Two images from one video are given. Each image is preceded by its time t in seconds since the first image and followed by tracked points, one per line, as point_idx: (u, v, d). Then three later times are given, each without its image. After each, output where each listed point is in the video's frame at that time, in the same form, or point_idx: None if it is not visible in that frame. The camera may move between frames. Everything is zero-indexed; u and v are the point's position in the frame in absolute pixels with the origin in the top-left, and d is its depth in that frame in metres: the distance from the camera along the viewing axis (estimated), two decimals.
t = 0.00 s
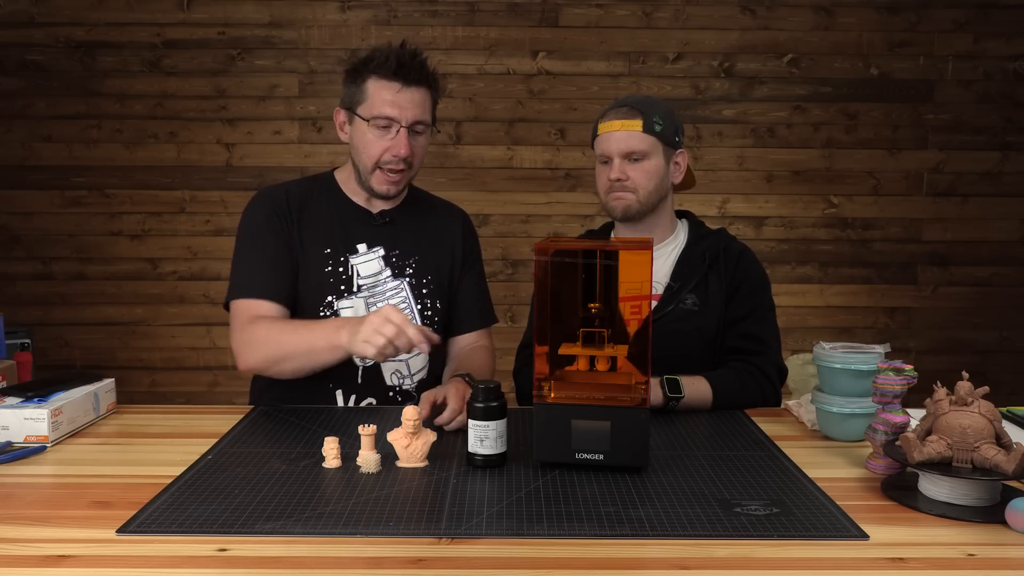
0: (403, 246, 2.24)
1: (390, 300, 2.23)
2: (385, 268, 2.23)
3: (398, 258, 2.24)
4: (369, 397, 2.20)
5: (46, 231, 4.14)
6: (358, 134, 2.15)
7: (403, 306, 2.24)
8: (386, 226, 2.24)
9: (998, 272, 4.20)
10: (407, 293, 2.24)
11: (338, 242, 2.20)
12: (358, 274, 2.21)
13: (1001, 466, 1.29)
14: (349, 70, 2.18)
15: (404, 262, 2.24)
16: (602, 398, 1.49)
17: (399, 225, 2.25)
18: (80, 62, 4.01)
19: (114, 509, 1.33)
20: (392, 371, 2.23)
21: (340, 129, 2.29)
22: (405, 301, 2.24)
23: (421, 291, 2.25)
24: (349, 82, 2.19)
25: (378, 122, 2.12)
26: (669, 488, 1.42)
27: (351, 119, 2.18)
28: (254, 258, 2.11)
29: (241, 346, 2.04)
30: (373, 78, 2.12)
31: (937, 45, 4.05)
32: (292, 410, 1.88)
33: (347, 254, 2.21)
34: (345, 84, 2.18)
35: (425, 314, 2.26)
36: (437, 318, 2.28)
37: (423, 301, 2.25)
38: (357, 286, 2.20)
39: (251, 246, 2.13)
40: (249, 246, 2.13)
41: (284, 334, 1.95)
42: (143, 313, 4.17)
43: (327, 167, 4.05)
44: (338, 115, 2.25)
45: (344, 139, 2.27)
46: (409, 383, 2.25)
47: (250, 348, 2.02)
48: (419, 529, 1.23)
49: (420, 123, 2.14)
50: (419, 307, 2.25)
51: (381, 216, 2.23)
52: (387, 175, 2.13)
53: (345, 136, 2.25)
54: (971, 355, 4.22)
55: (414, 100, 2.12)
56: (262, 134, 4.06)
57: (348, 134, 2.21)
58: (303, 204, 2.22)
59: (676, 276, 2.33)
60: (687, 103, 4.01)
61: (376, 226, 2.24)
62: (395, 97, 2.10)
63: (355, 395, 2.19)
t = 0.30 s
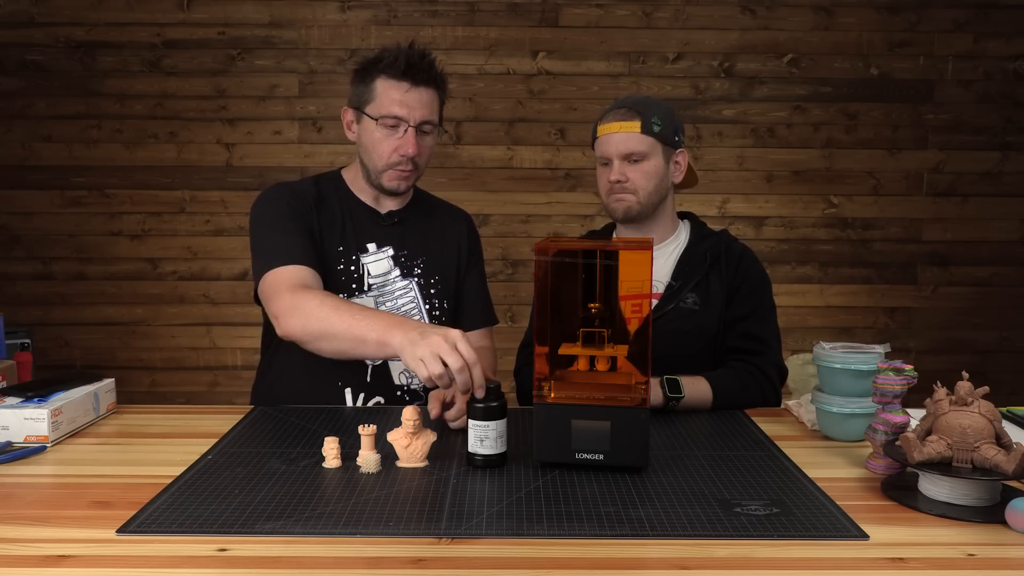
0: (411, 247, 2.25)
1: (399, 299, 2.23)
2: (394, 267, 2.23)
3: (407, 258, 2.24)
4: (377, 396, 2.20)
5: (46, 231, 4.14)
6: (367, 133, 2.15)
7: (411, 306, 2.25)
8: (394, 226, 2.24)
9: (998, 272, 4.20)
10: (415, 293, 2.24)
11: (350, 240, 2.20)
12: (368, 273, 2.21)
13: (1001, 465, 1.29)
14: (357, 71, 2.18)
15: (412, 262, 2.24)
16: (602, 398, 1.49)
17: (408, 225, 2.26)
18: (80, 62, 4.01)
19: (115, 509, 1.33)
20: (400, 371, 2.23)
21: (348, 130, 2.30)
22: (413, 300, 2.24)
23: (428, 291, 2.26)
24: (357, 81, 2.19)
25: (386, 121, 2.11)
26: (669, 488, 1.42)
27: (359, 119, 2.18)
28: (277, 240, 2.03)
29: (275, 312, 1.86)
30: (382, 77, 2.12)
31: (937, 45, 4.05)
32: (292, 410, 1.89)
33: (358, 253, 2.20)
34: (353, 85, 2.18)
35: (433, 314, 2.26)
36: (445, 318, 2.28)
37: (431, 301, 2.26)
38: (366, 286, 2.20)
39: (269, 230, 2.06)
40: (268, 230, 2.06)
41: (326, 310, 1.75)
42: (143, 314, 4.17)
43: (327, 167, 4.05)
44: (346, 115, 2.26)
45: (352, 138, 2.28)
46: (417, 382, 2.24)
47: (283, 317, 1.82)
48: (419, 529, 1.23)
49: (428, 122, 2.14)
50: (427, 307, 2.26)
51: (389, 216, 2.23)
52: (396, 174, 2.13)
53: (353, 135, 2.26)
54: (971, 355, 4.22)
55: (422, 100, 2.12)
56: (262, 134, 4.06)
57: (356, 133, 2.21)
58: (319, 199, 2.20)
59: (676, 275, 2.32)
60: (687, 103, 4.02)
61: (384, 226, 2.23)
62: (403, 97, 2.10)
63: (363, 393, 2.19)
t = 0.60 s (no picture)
0: (415, 247, 2.25)
1: (403, 300, 2.24)
2: (399, 268, 2.23)
3: (411, 259, 2.25)
4: (382, 396, 2.20)
5: (46, 231, 4.14)
6: (371, 133, 2.15)
7: (415, 306, 2.25)
8: (398, 227, 2.24)
9: (998, 272, 4.20)
10: (419, 294, 2.25)
11: (354, 240, 2.20)
12: (372, 274, 2.21)
13: (1001, 465, 1.29)
14: (362, 71, 2.18)
15: (416, 263, 2.25)
16: (601, 398, 1.49)
17: (411, 225, 2.26)
18: (80, 62, 4.01)
19: (114, 509, 1.33)
20: (405, 372, 2.23)
21: (353, 130, 2.29)
22: (418, 301, 2.25)
23: (432, 292, 2.26)
24: (363, 81, 2.19)
25: (392, 122, 2.12)
26: (669, 488, 1.42)
27: (364, 118, 2.18)
28: (280, 239, 2.02)
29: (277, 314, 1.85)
30: (387, 78, 2.12)
31: (937, 45, 4.05)
32: (292, 410, 1.89)
33: (362, 254, 2.21)
34: (358, 85, 2.19)
35: (437, 315, 2.27)
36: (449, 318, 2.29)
37: (435, 302, 2.26)
38: (371, 286, 2.20)
39: (273, 229, 2.06)
40: (272, 230, 2.06)
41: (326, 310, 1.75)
42: (143, 314, 4.17)
43: (327, 167, 4.05)
44: (350, 115, 2.26)
45: (356, 137, 2.28)
46: (421, 383, 2.25)
47: (285, 320, 1.82)
48: (419, 529, 1.23)
49: (433, 124, 2.14)
50: (431, 307, 2.26)
51: (394, 216, 2.23)
52: (399, 175, 2.13)
53: (357, 135, 2.26)
54: (971, 355, 4.22)
55: (428, 101, 2.12)
56: (262, 134, 4.06)
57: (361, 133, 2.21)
58: (323, 199, 2.20)
59: (676, 275, 2.33)
60: (687, 103, 4.02)
61: (388, 227, 2.24)
62: (408, 98, 2.10)
63: (367, 393, 2.19)
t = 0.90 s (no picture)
0: (416, 248, 2.25)
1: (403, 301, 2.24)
2: (399, 269, 2.23)
3: (411, 259, 2.24)
4: (382, 397, 2.20)
5: (46, 231, 4.14)
6: (371, 134, 2.15)
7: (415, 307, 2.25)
8: (399, 227, 2.24)
9: (998, 272, 4.20)
10: (420, 295, 2.24)
11: (354, 241, 2.20)
12: (372, 274, 2.21)
13: (1001, 466, 1.29)
14: (363, 72, 2.18)
15: (416, 263, 2.25)
16: (602, 398, 1.49)
17: (412, 226, 2.26)
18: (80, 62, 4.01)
19: (114, 509, 1.33)
20: (405, 372, 2.23)
21: (354, 131, 2.29)
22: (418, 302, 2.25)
23: (433, 292, 2.26)
24: (363, 81, 2.19)
25: (391, 123, 2.12)
26: (669, 487, 1.42)
27: (364, 120, 2.18)
28: (277, 241, 2.02)
29: (271, 317, 1.85)
30: (388, 79, 2.12)
31: (937, 45, 4.05)
32: (292, 411, 1.88)
33: (362, 255, 2.20)
34: (358, 85, 2.19)
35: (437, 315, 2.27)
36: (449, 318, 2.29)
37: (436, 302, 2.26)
38: (371, 287, 2.20)
39: (271, 231, 2.05)
40: (270, 232, 2.06)
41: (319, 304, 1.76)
42: (143, 314, 4.17)
43: (327, 167, 4.05)
44: (351, 116, 2.25)
45: (357, 138, 2.28)
46: (421, 384, 2.25)
47: (279, 321, 1.82)
48: (419, 529, 1.23)
49: (433, 125, 2.14)
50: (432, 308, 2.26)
51: (394, 216, 2.24)
52: (399, 176, 2.13)
53: (358, 135, 2.25)
54: (971, 355, 4.22)
55: (428, 102, 2.12)
56: (262, 134, 4.06)
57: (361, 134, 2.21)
58: (324, 200, 2.21)
59: (676, 275, 2.33)
60: (687, 103, 4.01)
61: (389, 227, 2.24)
62: (407, 99, 2.10)
63: (368, 394, 2.18)
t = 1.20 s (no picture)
0: (416, 247, 2.25)
1: (403, 301, 2.23)
2: (399, 269, 2.23)
3: (411, 259, 2.24)
4: (381, 397, 2.19)
5: (46, 231, 4.14)
6: (358, 129, 2.16)
7: (415, 307, 2.25)
8: (399, 227, 2.24)
9: (999, 272, 4.20)
10: (420, 294, 2.24)
11: (354, 241, 2.20)
12: (372, 275, 2.21)
13: (1001, 465, 1.29)
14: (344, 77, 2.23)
15: (416, 263, 2.25)
16: (602, 398, 1.49)
17: (412, 224, 2.25)
18: (80, 62, 4.01)
19: (115, 509, 1.33)
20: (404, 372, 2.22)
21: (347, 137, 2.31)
22: (418, 302, 2.24)
23: (433, 292, 2.25)
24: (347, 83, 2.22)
25: (372, 112, 2.13)
26: (669, 487, 1.42)
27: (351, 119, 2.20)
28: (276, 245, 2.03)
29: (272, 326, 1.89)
30: (365, 72, 2.15)
31: (937, 45, 4.05)
32: (292, 410, 1.89)
33: (362, 255, 2.21)
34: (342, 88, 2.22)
35: (437, 315, 2.26)
36: (450, 318, 2.28)
37: (435, 302, 2.26)
38: (371, 287, 2.20)
39: (272, 234, 2.07)
40: (271, 234, 2.07)
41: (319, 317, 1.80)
42: (143, 314, 4.17)
43: (327, 167, 4.05)
44: (341, 120, 2.27)
45: (351, 141, 2.28)
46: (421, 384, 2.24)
47: (280, 328, 1.86)
48: (419, 529, 1.23)
49: (415, 107, 2.14)
50: (432, 308, 2.26)
51: (394, 216, 2.23)
52: (390, 164, 2.12)
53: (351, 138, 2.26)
54: (971, 355, 4.22)
55: (405, 85, 2.13)
56: (262, 134, 4.06)
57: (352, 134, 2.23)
58: (324, 202, 2.20)
59: (677, 276, 2.33)
60: (687, 103, 4.02)
61: (389, 226, 2.24)
62: (385, 85, 2.12)
63: (367, 395, 2.18)
